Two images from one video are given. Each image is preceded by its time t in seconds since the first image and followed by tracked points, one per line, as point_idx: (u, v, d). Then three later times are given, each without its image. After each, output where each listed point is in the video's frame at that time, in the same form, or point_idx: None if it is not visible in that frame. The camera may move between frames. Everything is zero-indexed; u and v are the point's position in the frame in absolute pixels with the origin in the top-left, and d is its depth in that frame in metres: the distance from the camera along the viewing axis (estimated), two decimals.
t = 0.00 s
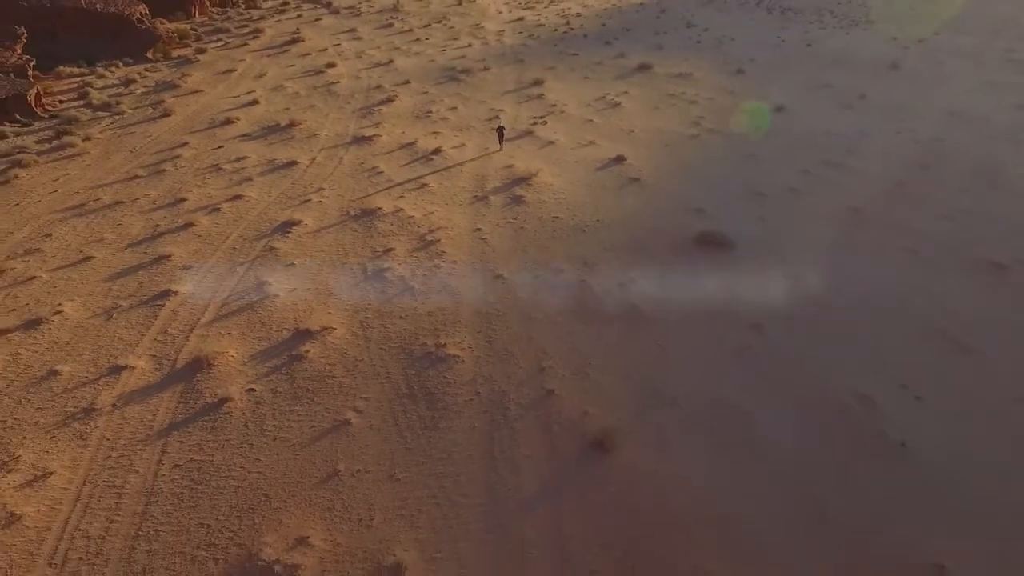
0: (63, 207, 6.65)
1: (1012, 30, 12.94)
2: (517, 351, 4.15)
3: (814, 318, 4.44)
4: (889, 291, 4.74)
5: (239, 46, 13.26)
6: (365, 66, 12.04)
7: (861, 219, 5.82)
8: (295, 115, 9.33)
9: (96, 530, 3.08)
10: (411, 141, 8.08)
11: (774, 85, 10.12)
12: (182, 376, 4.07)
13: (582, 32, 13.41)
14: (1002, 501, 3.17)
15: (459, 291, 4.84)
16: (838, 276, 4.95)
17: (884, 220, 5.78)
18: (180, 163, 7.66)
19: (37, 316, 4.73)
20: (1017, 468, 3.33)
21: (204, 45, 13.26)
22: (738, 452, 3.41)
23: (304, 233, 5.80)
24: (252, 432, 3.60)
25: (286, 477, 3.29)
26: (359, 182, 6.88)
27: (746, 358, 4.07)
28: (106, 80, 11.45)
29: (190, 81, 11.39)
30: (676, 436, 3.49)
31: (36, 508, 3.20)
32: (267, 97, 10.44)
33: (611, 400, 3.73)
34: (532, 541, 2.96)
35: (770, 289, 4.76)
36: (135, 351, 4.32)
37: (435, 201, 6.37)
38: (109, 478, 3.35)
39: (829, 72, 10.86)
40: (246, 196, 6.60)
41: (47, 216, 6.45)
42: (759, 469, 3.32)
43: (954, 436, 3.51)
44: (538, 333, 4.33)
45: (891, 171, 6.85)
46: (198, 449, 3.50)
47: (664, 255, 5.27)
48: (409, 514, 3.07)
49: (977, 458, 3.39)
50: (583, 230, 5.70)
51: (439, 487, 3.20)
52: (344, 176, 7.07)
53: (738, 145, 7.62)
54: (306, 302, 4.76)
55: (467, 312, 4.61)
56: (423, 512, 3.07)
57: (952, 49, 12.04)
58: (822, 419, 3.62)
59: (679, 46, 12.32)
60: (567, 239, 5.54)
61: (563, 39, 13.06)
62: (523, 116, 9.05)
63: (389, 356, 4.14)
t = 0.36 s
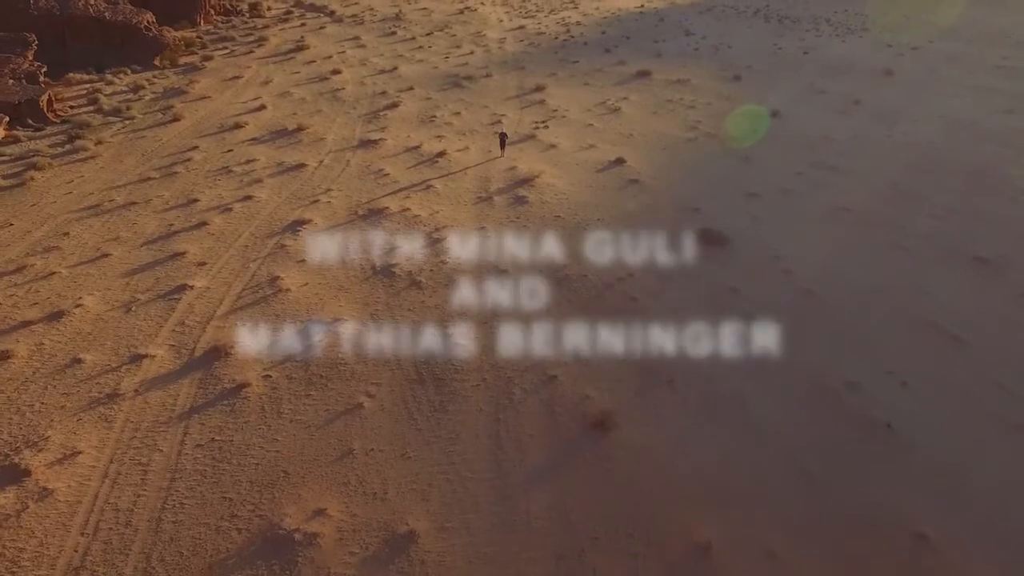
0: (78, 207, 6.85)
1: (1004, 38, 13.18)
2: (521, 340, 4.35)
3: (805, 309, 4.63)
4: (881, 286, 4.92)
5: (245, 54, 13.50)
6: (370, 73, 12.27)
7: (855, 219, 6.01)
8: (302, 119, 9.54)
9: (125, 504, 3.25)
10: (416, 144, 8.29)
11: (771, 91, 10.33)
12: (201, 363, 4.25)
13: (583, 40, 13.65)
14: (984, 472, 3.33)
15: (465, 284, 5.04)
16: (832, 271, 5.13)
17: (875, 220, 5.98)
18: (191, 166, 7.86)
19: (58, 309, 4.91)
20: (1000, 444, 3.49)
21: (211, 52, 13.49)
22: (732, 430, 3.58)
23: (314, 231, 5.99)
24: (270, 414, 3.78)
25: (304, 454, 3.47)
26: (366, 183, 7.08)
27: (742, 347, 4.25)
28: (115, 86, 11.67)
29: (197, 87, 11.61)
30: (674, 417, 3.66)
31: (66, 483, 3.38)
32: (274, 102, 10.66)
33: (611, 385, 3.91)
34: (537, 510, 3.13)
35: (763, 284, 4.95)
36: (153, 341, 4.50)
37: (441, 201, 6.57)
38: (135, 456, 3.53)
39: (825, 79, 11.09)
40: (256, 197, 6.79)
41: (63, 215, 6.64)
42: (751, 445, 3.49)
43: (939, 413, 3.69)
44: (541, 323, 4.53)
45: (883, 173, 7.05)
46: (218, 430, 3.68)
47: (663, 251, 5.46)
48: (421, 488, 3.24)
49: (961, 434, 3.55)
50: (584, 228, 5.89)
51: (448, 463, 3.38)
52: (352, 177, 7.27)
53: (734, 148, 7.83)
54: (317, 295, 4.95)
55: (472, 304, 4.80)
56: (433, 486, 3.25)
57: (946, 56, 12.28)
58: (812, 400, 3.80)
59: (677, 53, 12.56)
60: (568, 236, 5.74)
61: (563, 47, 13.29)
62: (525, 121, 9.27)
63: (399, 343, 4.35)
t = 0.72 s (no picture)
0: (93, 208, 7.05)
1: (997, 46, 13.43)
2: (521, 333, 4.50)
3: (796, 303, 4.84)
4: (879, 288, 5.06)
5: (251, 61, 13.74)
6: (374, 80, 12.50)
7: (853, 222, 6.15)
8: (309, 125, 9.76)
9: (150, 480, 3.43)
10: (420, 148, 8.50)
11: (768, 97, 10.56)
12: (218, 352, 4.45)
13: (583, 48, 13.90)
14: (981, 468, 3.44)
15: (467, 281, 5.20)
16: (830, 272, 5.28)
17: (865, 220, 6.20)
18: (201, 169, 8.07)
19: (78, 303, 5.11)
20: (991, 438, 3.62)
21: (217, 60, 13.73)
22: (726, 412, 3.78)
23: (323, 230, 6.19)
24: (286, 400, 3.96)
25: (319, 436, 3.65)
26: (373, 185, 7.29)
27: (740, 341, 4.41)
28: (123, 92, 11.90)
29: (205, 94, 11.84)
30: (673, 404, 3.83)
31: (95, 462, 3.56)
32: (281, 108, 10.88)
33: (611, 373, 4.10)
34: (541, 486, 3.30)
35: (758, 279, 5.15)
36: (171, 332, 4.70)
37: (446, 202, 6.77)
38: (158, 438, 3.71)
39: (821, 85, 11.32)
40: (266, 198, 7.00)
41: (79, 216, 6.84)
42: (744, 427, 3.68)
43: (938, 414, 3.79)
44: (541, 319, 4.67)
45: (874, 174, 7.28)
46: (237, 414, 3.87)
47: (660, 248, 5.67)
48: (431, 466, 3.42)
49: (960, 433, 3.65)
50: (584, 228, 6.08)
51: (456, 444, 3.56)
52: (358, 180, 7.48)
53: (731, 151, 8.04)
54: (328, 290, 5.15)
55: (474, 301, 4.96)
56: (442, 464, 3.43)
57: (940, 63, 12.52)
58: (802, 387, 3.99)
59: (676, 61, 12.80)
60: (569, 235, 5.94)
61: (564, 55, 13.53)
62: (527, 126, 9.48)
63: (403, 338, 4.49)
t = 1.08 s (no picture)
0: (107, 209, 7.25)
1: (990, 54, 13.68)
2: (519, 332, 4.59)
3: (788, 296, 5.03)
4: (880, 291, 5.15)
5: (256, 68, 13.97)
6: (378, 86, 12.73)
7: (855, 227, 6.26)
8: (315, 129, 9.96)
9: (172, 459, 3.61)
10: (424, 152, 8.71)
11: (764, 102, 10.78)
12: (232, 341, 4.64)
13: (583, 56, 14.14)
14: (980, 464, 3.51)
15: (468, 281, 5.32)
16: (831, 274, 5.39)
17: (856, 219, 6.41)
18: (211, 172, 8.28)
19: (97, 297, 5.29)
20: (974, 420, 3.80)
21: (223, 67, 13.96)
22: (720, 397, 3.97)
23: (332, 229, 6.39)
24: (299, 386, 4.15)
25: (332, 419, 3.83)
26: (379, 187, 7.49)
27: (739, 339, 4.52)
28: (132, 98, 12.12)
29: (212, 100, 12.06)
30: (674, 393, 3.99)
31: (119, 442, 3.74)
32: (287, 113, 11.10)
33: (611, 360, 4.30)
34: (544, 462, 3.47)
35: (752, 274, 5.35)
36: (187, 324, 4.88)
37: (450, 203, 6.97)
38: (179, 420, 3.89)
39: (817, 91, 11.54)
40: (276, 199, 7.19)
41: (93, 216, 7.04)
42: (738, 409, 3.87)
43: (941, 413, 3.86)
44: (542, 319, 4.76)
45: (865, 176, 7.50)
46: (253, 399, 4.05)
47: (657, 246, 5.86)
48: (439, 445, 3.60)
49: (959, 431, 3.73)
50: (584, 227, 6.26)
51: (463, 425, 3.74)
52: (365, 182, 7.68)
53: (727, 154, 8.25)
54: (338, 285, 5.34)
55: (474, 301, 5.07)
56: (450, 444, 3.61)
57: (934, 70, 12.75)
58: (793, 374, 4.17)
59: (674, 68, 13.03)
60: (569, 234, 6.13)
61: (565, 62, 13.78)
62: (528, 130, 9.69)
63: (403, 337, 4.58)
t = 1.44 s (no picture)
0: (120, 209, 7.46)
1: (982, 61, 13.94)
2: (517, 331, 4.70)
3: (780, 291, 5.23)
4: (881, 291, 5.26)
5: (261, 75, 14.22)
6: (381, 93, 12.97)
7: (858, 230, 6.36)
8: (320, 134, 10.18)
9: (193, 440, 3.80)
10: (428, 155, 8.93)
11: (761, 108, 11.00)
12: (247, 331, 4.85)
13: (583, 63, 14.39)
14: (974, 452, 3.62)
15: (468, 281, 5.45)
16: (833, 275, 5.50)
17: (849, 218, 6.61)
18: (220, 174, 8.49)
19: (115, 291, 5.49)
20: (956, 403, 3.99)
21: (229, 74, 14.20)
22: (712, 384, 4.16)
23: (339, 228, 6.60)
24: (312, 372, 4.36)
25: (344, 404, 4.02)
26: (385, 189, 7.70)
27: (739, 339, 4.62)
28: (139, 104, 12.35)
29: (219, 105, 12.30)
30: (674, 382, 4.17)
31: (142, 424, 3.93)
32: (293, 119, 11.33)
33: (609, 348, 4.52)
34: (546, 442, 3.66)
35: (745, 270, 5.56)
36: (202, 317, 5.08)
37: (454, 203, 7.18)
38: (198, 404, 4.09)
39: (813, 97, 11.78)
40: (284, 200, 7.40)
41: (107, 216, 7.25)
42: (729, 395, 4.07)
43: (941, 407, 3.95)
44: (541, 319, 4.86)
45: (858, 178, 7.71)
46: (268, 384, 4.25)
47: (654, 244, 6.08)
48: (445, 427, 3.79)
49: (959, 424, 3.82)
50: (584, 227, 6.45)
51: (468, 409, 3.94)
52: (371, 184, 7.89)
53: (723, 158, 8.46)
54: (346, 280, 5.54)
55: (474, 301, 5.18)
56: (457, 426, 3.79)
57: (927, 77, 12.99)
58: (783, 361, 4.37)
59: (672, 75, 13.28)
60: (569, 232, 6.34)
61: (565, 69, 14.02)
62: (529, 135, 9.92)
63: (403, 337, 4.68)
